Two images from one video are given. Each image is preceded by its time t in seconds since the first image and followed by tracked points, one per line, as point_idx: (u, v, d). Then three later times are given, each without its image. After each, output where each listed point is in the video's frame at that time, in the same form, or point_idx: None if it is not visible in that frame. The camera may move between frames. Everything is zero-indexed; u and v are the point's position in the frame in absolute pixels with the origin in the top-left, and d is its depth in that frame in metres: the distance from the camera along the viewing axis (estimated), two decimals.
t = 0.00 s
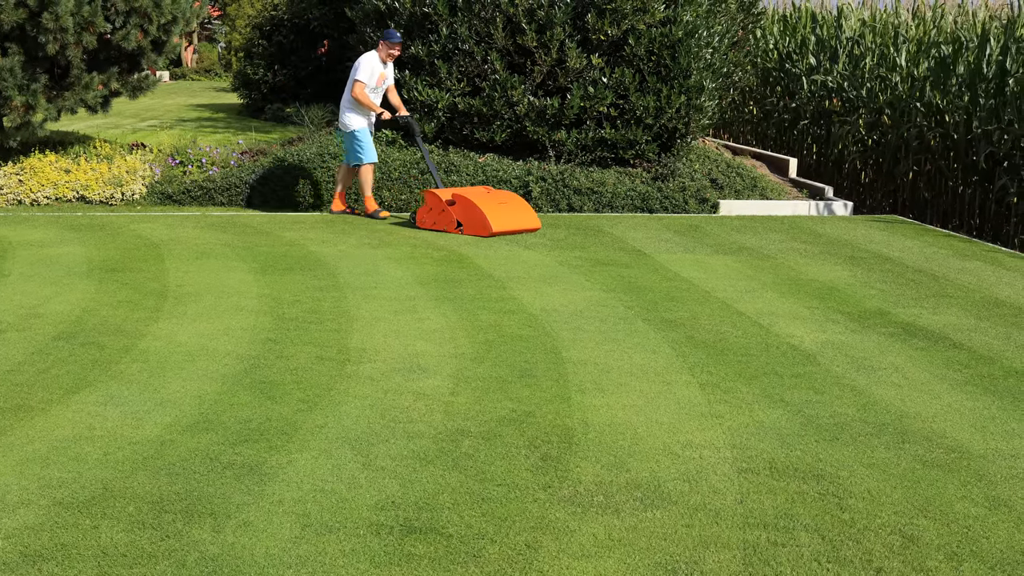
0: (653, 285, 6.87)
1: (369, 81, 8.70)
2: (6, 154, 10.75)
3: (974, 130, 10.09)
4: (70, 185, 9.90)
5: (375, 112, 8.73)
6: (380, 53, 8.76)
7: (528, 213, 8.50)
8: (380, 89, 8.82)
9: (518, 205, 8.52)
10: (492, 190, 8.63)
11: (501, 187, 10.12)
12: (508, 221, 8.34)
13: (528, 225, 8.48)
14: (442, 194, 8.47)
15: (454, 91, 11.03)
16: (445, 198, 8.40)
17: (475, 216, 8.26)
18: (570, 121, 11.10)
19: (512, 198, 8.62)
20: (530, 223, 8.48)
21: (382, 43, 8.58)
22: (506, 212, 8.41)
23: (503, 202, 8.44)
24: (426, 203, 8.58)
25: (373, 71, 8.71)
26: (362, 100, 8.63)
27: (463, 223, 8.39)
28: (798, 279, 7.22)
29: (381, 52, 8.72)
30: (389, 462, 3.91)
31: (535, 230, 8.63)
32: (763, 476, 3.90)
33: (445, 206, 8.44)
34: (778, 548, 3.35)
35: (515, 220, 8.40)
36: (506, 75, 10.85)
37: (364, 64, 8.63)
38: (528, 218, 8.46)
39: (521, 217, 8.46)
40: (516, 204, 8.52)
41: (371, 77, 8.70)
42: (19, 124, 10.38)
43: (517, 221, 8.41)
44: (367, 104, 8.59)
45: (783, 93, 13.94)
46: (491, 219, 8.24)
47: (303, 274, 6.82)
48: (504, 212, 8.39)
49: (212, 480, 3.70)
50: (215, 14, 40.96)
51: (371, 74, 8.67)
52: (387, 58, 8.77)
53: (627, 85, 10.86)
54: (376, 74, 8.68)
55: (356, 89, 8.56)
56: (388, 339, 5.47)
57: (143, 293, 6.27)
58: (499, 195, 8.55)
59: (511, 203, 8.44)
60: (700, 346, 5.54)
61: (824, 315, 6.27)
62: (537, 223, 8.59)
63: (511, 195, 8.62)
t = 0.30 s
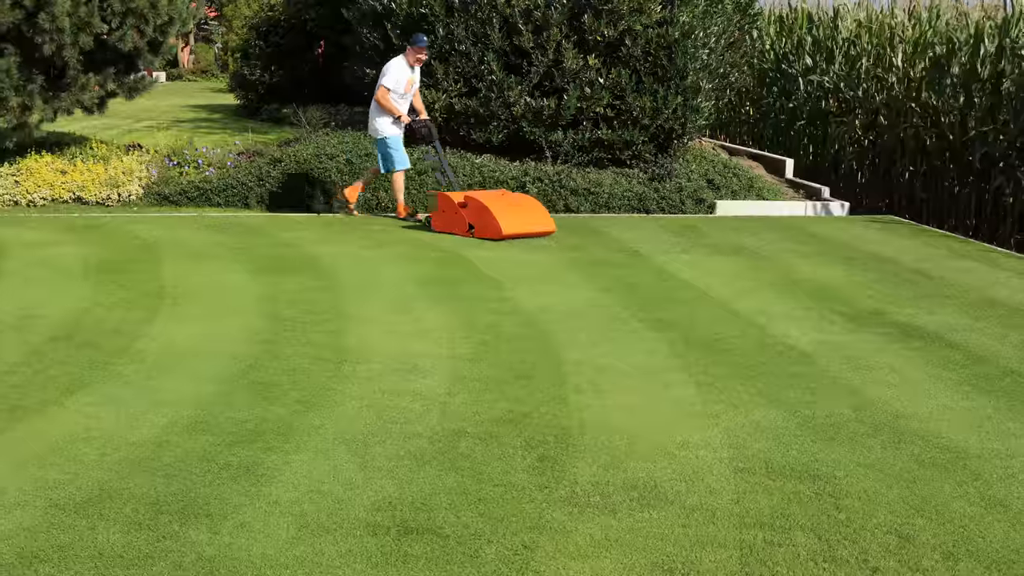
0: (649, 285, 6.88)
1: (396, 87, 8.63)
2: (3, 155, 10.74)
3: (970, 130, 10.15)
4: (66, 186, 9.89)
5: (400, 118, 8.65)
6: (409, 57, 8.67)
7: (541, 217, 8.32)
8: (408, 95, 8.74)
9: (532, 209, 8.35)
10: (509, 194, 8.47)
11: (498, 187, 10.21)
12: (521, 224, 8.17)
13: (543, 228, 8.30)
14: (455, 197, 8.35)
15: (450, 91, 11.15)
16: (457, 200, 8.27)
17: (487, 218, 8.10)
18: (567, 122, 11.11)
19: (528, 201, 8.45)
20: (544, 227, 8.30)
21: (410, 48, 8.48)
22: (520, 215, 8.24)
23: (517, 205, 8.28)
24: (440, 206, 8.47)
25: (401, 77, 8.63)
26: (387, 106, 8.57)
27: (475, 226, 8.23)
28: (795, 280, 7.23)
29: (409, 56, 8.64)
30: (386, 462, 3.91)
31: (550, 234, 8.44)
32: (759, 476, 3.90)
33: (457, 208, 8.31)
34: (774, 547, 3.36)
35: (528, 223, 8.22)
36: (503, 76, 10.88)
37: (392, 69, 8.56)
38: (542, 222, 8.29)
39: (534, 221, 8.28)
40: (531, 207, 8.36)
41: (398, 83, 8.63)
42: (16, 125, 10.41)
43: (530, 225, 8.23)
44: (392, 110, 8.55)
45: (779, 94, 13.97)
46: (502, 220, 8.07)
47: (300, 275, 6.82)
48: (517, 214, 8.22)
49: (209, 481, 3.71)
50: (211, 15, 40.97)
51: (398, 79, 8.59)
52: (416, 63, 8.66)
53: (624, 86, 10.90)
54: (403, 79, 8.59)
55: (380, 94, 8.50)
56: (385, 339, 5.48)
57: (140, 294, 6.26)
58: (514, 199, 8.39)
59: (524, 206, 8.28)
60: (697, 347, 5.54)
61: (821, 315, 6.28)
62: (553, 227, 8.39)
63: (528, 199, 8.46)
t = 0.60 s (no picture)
0: (648, 285, 6.88)
1: (417, 85, 8.58)
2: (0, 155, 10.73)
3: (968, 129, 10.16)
4: (64, 187, 9.87)
5: (420, 117, 8.58)
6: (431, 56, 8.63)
7: (557, 219, 8.14)
8: (429, 93, 8.69)
9: (549, 211, 8.18)
10: (529, 197, 8.31)
11: (496, 187, 10.20)
12: (535, 227, 8.01)
13: (558, 231, 8.12)
14: (471, 198, 8.24)
15: (447, 91, 11.11)
16: (472, 201, 8.15)
17: (499, 220, 7.96)
18: (565, 122, 11.12)
19: (545, 203, 8.29)
20: (559, 232, 8.13)
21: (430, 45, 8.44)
22: (536, 217, 8.08)
23: (533, 208, 8.12)
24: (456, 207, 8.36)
25: (422, 75, 8.59)
26: (407, 104, 8.52)
27: (488, 228, 8.10)
28: (793, 279, 7.24)
29: (430, 55, 8.60)
30: (384, 462, 3.91)
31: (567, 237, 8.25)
32: (757, 475, 3.91)
33: (472, 210, 8.19)
34: (772, 546, 3.37)
35: (544, 225, 8.05)
36: (501, 76, 10.88)
37: (413, 68, 8.51)
38: (558, 226, 8.11)
39: (549, 223, 8.11)
40: (547, 209, 8.19)
41: (419, 81, 8.58)
42: (13, 125, 10.39)
43: (545, 227, 8.06)
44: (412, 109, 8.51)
45: (777, 94, 13.99)
46: (515, 222, 7.92)
47: (298, 275, 6.82)
48: (532, 216, 8.06)
49: (207, 481, 3.71)
50: (209, 15, 40.92)
51: (418, 77, 8.55)
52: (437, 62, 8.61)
53: (621, 86, 10.92)
54: (423, 77, 8.54)
55: (400, 92, 8.46)
56: (383, 339, 5.48)
57: (138, 294, 6.26)
58: (531, 201, 8.24)
59: (539, 207, 8.12)
60: (695, 346, 5.55)
61: (819, 315, 6.28)
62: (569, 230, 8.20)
63: (546, 202, 8.29)
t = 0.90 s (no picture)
0: (646, 285, 6.88)
1: (438, 87, 8.46)
2: None
3: (966, 129, 10.16)
4: (62, 187, 9.87)
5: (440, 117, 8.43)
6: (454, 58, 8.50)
7: (572, 225, 7.93)
8: (452, 95, 8.54)
9: (566, 218, 7.97)
10: (547, 202, 8.12)
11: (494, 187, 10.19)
12: (547, 234, 7.82)
13: (572, 238, 7.90)
14: (487, 202, 8.09)
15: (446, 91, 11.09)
16: (486, 205, 8.01)
17: (510, 225, 7.79)
18: (563, 122, 11.13)
19: (564, 210, 8.08)
20: (574, 239, 7.91)
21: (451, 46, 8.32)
22: (550, 223, 7.88)
23: (549, 214, 7.93)
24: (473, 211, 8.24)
25: (444, 77, 8.46)
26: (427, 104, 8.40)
27: (500, 233, 7.94)
28: (790, 279, 7.25)
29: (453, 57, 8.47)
30: (383, 463, 3.91)
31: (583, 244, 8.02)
32: (755, 475, 3.91)
33: (487, 214, 8.04)
34: (770, 546, 3.37)
35: (558, 232, 7.85)
36: (499, 76, 10.88)
37: (433, 69, 8.40)
38: (572, 234, 7.90)
39: (563, 230, 7.90)
40: (564, 216, 7.98)
41: (441, 83, 8.45)
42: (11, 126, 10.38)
43: (558, 234, 7.85)
44: (431, 109, 8.36)
45: (775, 94, 14.00)
46: (525, 228, 7.74)
47: (296, 275, 6.83)
48: (545, 223, 7.87)
49: (206, 481, 3.71)
50: (207, 15, 40.88)
51: (440, 78, 8.43)
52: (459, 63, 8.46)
53: (619, 86, 10.94)
54: (444, 78, 8.42)
55: (420, 93, 8.35)
56: (381, 340, 5.48)
57: (136, 294, 6.26)
58: (549, 207, 8.06)
59: (555, 213, 7.92)
60: (693, 347, 5.55)
61: (817, 315, 6.29)
62: (585, 238, 7.96)
63: (565, 208, 8.08)
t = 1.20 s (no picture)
0: (644, 285, 6.89)
1: (462, 85, 8.44)
2: None
3: (964, 129, 10.17)
4: (60, 187, 9.86)
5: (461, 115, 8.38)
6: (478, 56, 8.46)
7: (585, 233, 7.68)
8: (477, 93, 8.51)
9: (580, 224, 7.71)
10: (565, 208, 7.88)
11: (493, 187, 10.18)
12: (558, 240, 7.58)
13: (585, 245, 7.65)
14: (502, 206, 7.90)
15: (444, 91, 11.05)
16: (499, 209, 7.83)
17: (520, 230, 7.59)
18: (561, 122, 11.13)
19: (581, 216, 7.83)
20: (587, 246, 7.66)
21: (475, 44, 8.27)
22: (563, 229, 7.65)
23: (562, 221, 7.69)
24: (489, 215, 8.07)
25: (467, 75, 8.43)
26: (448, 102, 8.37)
27: (512, 238, 7.76)
28: (789, 279, 7.25)
29: (478, 55, 8.43)
30: (381, 462, 3.92)
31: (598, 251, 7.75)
32: (753, 475, 3.92)
33: (500, 218, 7.86)
34: (769, 545, 3.38)
35: (570, 239, 7.61)
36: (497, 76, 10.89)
37: (456, 67, 8.39)
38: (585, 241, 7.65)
39: (575, 237, 7.65)
40: (579, 222, 7.73)
41: (464, 81, 8.43)
42: (9, 126, 10.38)
43: (570, 241, 7.61)
44: (453, 106, 8.29)
45: (773, 93, 14.02)
46: (534, 234, 7.52)
47: (295, 276, 6.82)
48: (557, 229, 7.64)
49: (205, 481, 3.71)
50: (205, 15, 40.88)
51: (463, 77, 8.40)
52: (483, 61, 8.42)
53: (618, 86, 10.94)
54: (468, 76, 8.40)
55: (441, 90, 8.34)
56: (380, 339, 5.48)
57: (135, 295, 6.26)
58: (565, 212, 7.82)
59: (568, 220, 7.68)
60: (691, 346, 5.55)
61: (815, 315, 6.29)
62: (598, 246, 7.68)
63: (582, 215, 7.83)
